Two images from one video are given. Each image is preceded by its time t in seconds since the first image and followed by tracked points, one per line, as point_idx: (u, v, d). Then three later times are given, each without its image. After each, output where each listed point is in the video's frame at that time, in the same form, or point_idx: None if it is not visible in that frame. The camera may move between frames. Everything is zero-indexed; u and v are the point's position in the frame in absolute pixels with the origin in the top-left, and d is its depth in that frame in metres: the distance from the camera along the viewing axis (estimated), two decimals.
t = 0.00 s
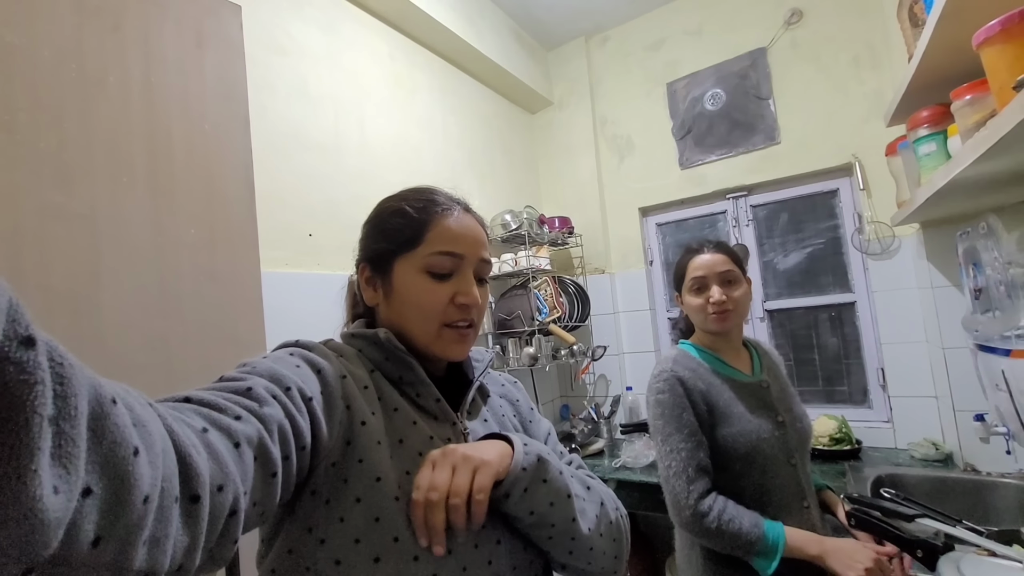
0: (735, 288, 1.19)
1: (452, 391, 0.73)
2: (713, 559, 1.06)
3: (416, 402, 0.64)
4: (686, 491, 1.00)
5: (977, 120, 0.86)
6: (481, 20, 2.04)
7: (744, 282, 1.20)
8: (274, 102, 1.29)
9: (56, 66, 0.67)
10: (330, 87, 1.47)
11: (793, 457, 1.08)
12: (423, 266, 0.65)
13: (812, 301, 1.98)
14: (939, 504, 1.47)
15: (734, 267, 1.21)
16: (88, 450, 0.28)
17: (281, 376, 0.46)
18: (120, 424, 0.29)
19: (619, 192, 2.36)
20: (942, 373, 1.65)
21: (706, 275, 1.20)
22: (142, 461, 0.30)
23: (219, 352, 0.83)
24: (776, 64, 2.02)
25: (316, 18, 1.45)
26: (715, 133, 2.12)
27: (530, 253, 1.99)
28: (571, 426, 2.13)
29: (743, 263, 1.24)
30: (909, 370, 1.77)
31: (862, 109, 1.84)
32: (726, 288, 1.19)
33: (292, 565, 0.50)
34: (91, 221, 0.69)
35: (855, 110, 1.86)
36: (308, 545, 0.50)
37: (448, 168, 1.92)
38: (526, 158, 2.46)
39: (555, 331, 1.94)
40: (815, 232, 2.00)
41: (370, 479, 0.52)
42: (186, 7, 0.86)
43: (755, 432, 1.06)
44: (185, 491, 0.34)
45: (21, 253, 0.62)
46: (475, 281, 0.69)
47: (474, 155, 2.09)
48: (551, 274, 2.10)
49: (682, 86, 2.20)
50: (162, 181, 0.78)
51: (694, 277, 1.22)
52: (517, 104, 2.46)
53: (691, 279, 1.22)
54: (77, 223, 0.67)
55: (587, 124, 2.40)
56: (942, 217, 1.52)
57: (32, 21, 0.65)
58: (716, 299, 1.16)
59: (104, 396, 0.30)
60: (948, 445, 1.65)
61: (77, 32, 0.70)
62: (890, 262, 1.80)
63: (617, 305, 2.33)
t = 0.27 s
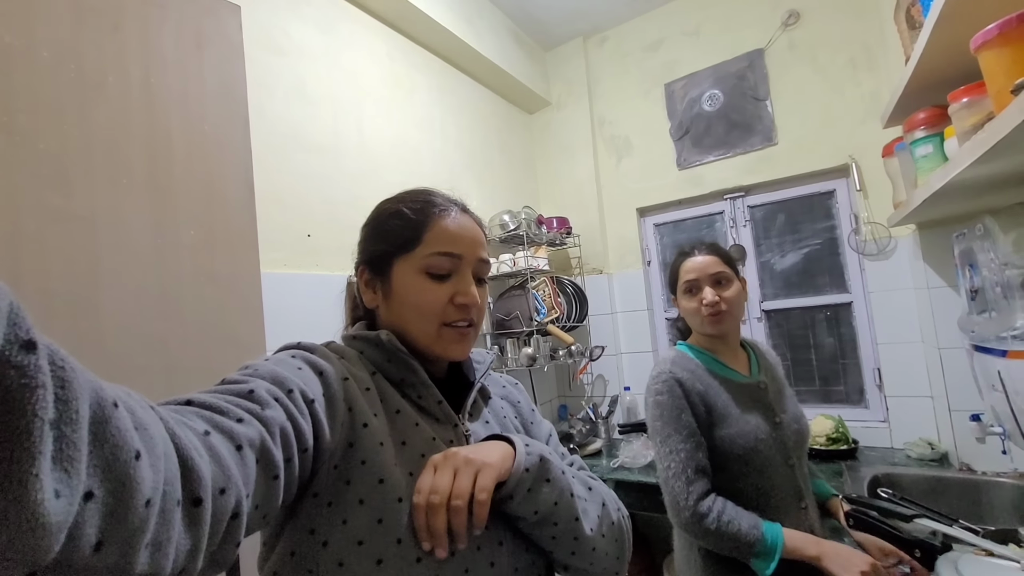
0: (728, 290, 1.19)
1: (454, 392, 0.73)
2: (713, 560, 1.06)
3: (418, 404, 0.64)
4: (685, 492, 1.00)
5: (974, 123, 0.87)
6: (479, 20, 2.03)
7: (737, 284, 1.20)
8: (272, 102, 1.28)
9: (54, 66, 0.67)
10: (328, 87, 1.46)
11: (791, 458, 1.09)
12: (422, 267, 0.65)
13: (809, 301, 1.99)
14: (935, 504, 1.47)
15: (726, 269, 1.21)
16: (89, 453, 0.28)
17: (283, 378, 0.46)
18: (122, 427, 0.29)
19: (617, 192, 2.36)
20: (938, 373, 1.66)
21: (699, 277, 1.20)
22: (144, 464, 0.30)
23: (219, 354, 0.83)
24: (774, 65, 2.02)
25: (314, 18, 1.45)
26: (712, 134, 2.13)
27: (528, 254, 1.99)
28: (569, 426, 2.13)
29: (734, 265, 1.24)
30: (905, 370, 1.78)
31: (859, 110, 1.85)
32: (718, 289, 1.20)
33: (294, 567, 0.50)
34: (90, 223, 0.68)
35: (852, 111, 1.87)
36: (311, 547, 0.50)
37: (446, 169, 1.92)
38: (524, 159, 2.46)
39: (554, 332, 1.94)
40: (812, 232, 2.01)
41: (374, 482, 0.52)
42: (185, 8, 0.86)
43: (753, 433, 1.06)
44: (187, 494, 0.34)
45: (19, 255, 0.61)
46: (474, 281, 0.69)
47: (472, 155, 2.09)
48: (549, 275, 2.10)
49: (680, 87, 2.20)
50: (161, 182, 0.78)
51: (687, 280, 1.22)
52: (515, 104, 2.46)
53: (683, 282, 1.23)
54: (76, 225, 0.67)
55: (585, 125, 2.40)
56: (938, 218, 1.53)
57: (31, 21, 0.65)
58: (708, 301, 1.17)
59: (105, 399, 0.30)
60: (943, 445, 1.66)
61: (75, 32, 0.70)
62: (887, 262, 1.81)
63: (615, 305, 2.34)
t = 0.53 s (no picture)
0: (726, 291, 1.20)
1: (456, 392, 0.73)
2: (710, 559, 1.06)
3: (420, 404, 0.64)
4: (682, 491, 1.00)
5: (970, 125, 0.88)
6: (477, 19, 2.03)
7: (734, 284, 1.21)
8: (270, 101, 1.28)
9: (53, 66, 0.66)
10: (327, 85, 1.46)
11: (787, 457, 1.09)
12: (407, 260, 0.65)
13: (805, 301, 2.00)
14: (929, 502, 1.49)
15: (724, 270, 1.22)
16: (93, 455, 0.28)
17: (286, 379, 0.46)
18: (126, 428, 0.29)
19: (615, 193, 2.37)
20: (932, 373, 1.67)
21: (697, 279, 1.21)
22: (147, 465, 0.30)
23: (219, 354, 0.83)
24: (771, 67, 2.03)
25: (313, 16, 1.45)
26: (710, 135, 2.13)
27: (526, 254, 1.99)
28: (566, 426, 2.14)
29: (732, 266, 1.25)
30: (900, 370, 1.79)
31: (855, 112, 1.86)
32: (716, 291, 1.20)
33: (296, 567, 0.50)
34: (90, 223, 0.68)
35: (848, 113, 1.88)
36: (313, 546, 0.50)
37: (444, 168, 1.92)
38: (522, 158, 2.46)
39: (551, 332, 1.95)
40: (808, 233, 2.02)
41: (376, 481, 0.52)
42: (184, 6, 0.85)
43: (750, 432, 1.07)
44: (191, 494, 0.33)
45: (18, 256, 0.61)
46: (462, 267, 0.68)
47: (470, 154, 2.09)
48: (547, 274, 2.10)
49: (678, 88, 2.21)
50: (161, 182, 0.78)
51: (685, 282, 1.23)
52: (513, 104, 2.47)
53: (682, 284, 1.23)
54: (75, 225, 0.66)
55: (582, 125, 2.41)
56: (932, 219, 1.54)
57: (31, 19, 0.65)
58: (708, 303, 1.17)
59: (109, 400, 0.30)
60: (938, 444, 1.67)
61: (75, 30, 0.69)
62: (882, 263, 1.82)
63: (612, 305, 2.34)
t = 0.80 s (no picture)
0: (734, 296, 1.19)
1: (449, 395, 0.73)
2: (707, 558, 1.06)
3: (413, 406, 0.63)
4: (679, 490, 1.00)
5: (968, 125, 0.87)
6: (474, 18, 2.03)
7: (741, 291, 1.20)
8: (266, 99, 1.27)
9: (44, 62, 0.65)
10: (323, 84, 1.45)
11: (784, 456, 1.09)
12: (398, 267, 0.64)
13: (802, 301, 2.01)
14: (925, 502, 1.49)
15: (732, 274, 1.21)
16: (85, 457, 0.27)
17: (280, 381, 0.46)
18: (118, 430, 0.29)
19: (612, 192, 2.37)
20: (928, 372, 1.68)
21: (708, 283, 1.18)
22: (140, 468, 0.29)
23: (213, 354, 0.82)
24: (768, 67, 2.03)
25: (309, 14, 1.44)
26: (707, 135, 2.13)
27: (523, 253, 1.99)
28: (563, 426, 2.14)
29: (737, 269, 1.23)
30: (896, 370, 1.80)
31: (852, 112, 1.87)
32: (725, 296, 1.19)
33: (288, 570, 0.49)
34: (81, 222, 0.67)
35: (845, 113, 1.88)
36: (306, 549, 0.49)
37: (441, 167, 1.91)
38: (519, 158, 2.45)
39: (548, 331, 1.94)
40: (804, 233, 2.02)
41: (369, 483, 0.51)
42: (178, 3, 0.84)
43: (747, 431, 1.07)
44: (184, 497, 0.33)
45: (8, 255, 0.60)
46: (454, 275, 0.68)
47: (467, 154, 2.08)
48: (544, 274, 2.10)
49: (675, 88, 2.21)
50: (154, 181, 0.77)
51: (695, 285, 1.20)
52: (510, 104, 2.46)
53: (693, 284, 1.20)
54: (67, 225, 0.66)
55: (580, 124, 2.40)
56: (929, 219, 1.55)
57: (20, 15, 0.63)
58: (719, 311, 1.16)
59: (100, 402, 0.29)
60: (933, 444, 1.68)
61: (66, 27, 0.68)
62: (878, 263, 1.83)
63: (609, 305, 2.34)
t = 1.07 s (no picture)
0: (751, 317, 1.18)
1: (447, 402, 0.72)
2: (702, 561, 1.06)
3: (412, 413, 0.63)
4: (670, 493, 1.00)
5: (964, 131, 0.88)
6: (472, 19, 2.02)
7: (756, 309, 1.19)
8: (262, 101, 1.26)
9: (36, 64, 0.65)
10: (320, 86, 1.44)
11: (776, 458, 1.10)
12: (393, 269, 0.64)
13: (798, 303, 2.01)
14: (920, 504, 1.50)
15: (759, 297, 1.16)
16: (80, 470, 0.27)
17: (278, 390, 0.45)
18: (114, 444, 0.28)
19: (609, 194, 2.37)
20: (923, 375, 1.69)
21: (746, 312, 1.12)
22: (137, 481, 0.29)
23: (208, 359, 0.81)
24: (765, 70, 2.04)
25: (306, 15, 1.43)
26: (704, 137, 2.14)
27: (521, 255, 1.99)
28: (560, 428, 2.14)
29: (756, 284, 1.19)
30: (891, 372, 1.80)
31: (848, 115, 1.87)
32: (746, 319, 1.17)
33: None
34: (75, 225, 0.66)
35: (842, 116, 1.89)
36: (304, 560, 0.49)
37: (438, 169, 1.90)
38: (516, 159, 2.45)
39: (546, 333, 1.94)
40: (801, 236, 2.03)
41: (368, 493, 0.51)
42: (172, 5, 0.83)
43: (738, 434, 1.07)
44: (181, 509, 0.32)
45: None
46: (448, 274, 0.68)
47: (464, 155, 2.07)
48: (541, 276, 2.10)
49: (672, 90, 2.21)
50: (148, 183, 0.76)
51: (734, 312, 1.11)
52: (508, 105, 2.46)
53: (732, 313, 1.12)
54: (60, 228, 0.65)
55: (577, 126, 2.40)
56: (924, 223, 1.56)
57: (14, 18, 0.63)
58: (744, 338, 1.15)
59: (96, 415, 0.29)
60: (928, 446, 1.68)
61: (59, 29, 0.68)
62: (874, 266, 1.83)
63: (606, 306, 2.34)
